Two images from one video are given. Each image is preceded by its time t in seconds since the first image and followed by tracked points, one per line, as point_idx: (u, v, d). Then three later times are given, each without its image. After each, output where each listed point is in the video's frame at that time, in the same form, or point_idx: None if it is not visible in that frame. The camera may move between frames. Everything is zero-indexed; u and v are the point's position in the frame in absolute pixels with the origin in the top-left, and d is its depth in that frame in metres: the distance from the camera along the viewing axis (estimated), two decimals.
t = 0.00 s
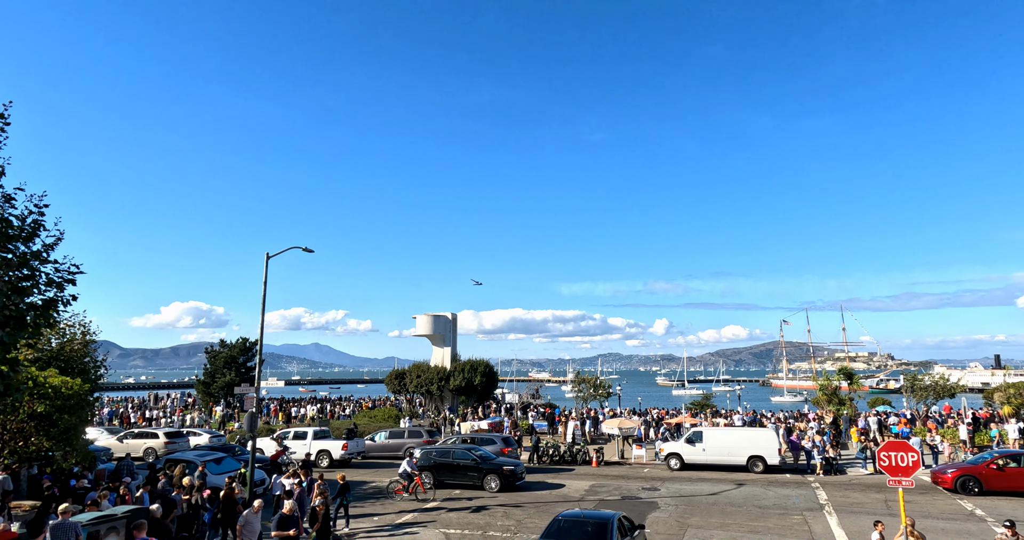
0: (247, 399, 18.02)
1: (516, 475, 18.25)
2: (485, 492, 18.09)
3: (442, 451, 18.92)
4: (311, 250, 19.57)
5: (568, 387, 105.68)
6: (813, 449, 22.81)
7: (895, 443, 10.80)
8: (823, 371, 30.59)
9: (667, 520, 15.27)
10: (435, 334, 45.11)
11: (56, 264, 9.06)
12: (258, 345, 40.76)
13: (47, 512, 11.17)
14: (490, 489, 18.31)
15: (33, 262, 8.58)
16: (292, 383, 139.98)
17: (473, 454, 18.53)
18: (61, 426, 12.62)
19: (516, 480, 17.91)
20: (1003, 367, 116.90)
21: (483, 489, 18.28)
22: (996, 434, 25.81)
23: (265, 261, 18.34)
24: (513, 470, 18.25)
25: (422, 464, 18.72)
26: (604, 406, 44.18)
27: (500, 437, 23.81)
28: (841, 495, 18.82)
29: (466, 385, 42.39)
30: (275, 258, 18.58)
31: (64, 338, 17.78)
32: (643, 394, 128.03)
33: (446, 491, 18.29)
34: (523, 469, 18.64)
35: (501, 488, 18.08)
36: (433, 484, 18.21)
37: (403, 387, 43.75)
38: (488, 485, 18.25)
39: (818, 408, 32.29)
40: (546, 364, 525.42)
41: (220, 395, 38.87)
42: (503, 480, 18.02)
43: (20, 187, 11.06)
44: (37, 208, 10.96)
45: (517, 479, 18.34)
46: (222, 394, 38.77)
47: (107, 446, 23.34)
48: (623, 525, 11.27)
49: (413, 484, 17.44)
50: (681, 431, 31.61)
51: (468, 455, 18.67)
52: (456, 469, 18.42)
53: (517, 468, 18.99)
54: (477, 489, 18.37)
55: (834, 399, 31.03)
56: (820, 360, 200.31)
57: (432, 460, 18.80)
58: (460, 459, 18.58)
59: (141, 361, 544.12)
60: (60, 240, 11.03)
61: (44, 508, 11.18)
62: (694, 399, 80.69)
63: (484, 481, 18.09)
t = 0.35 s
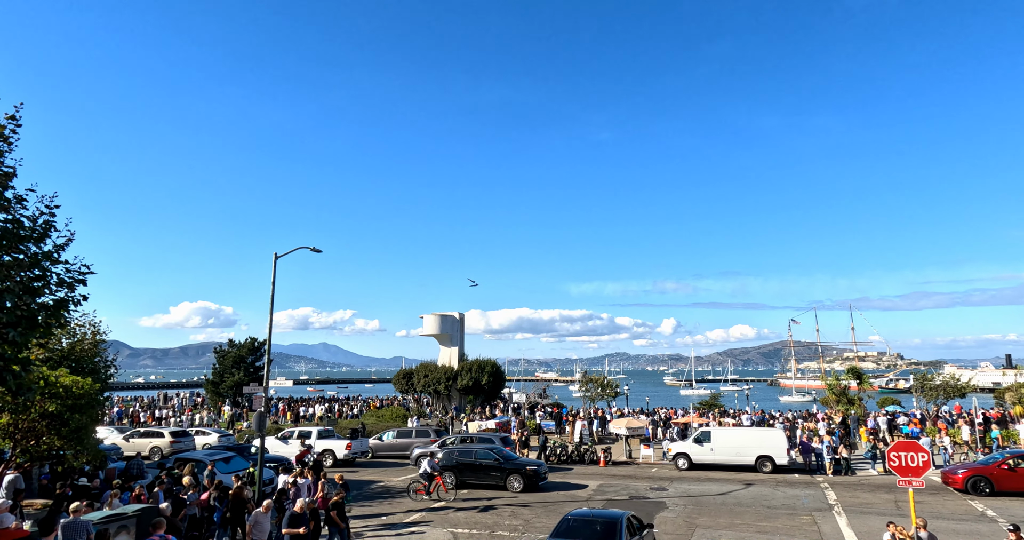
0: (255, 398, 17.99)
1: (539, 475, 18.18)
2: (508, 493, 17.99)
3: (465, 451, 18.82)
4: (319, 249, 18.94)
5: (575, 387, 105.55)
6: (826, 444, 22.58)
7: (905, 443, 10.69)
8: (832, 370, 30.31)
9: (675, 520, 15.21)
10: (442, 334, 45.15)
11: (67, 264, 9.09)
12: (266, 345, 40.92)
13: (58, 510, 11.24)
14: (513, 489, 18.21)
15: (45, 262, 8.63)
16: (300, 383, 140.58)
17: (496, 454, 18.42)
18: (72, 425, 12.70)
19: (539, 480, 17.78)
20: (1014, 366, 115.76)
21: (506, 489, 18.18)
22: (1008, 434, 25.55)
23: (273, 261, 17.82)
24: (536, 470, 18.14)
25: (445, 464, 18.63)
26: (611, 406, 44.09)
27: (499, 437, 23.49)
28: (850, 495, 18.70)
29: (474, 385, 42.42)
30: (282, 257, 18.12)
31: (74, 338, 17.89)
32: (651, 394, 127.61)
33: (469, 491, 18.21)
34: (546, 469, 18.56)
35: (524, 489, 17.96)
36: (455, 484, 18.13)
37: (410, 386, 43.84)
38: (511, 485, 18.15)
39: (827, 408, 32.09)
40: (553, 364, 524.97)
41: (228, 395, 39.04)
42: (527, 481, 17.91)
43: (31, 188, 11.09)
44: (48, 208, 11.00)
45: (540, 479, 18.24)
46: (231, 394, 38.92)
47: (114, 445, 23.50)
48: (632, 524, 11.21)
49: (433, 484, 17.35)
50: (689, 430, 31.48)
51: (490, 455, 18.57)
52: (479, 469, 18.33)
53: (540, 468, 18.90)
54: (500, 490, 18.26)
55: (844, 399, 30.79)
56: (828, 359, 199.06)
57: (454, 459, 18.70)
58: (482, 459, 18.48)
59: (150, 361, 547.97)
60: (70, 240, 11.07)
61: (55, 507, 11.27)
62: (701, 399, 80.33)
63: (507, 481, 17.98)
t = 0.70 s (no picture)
0: (265, 398, 18.02)
1: (565, 475, 18.01)
2: (534, 493, 17.85)
3: (489, 451, 18.71)
4: (327, 250, 19.23)
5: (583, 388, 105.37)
6: (833, 447, 22.39)
7: (915, 442, 10.59)
8: (841, 370, 30.03)
9: (684, 520, 15.13)
10: (450, 333, 45.17)
11: (78, 264, 9.13)
12: (275, 344, 41.07)
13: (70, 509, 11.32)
14: (538, 489, 18.07)
15: (56, 262, 8.67)
16: (308, 383, 141.24)
17: (520, 454, 18.31)
18: (84, 424, 12.78)
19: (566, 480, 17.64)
20: None
21: (532, 489, 18.04)
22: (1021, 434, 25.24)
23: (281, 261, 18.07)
24: (562, 470, 18.02)
25: (469, 464, 18.55)
26: (619, 405, 43.97)
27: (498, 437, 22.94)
28: (860, 495, 18.56)
29: (482, 384, 42.41)
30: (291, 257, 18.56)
31: (85, 337, 18.01)
32: (659, 394, 127.15)
33: (495, 492, 18.09)
34: (572, 470, 18.42)
35: (550, 489, 17.82)
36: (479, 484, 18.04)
37: (418, 386, 43.88)
38: (536, 485, 18.02)
39: (836, 408, 31.83)
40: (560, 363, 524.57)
41: (237, 395, 39.22)
42: (552, 481, 17.76)
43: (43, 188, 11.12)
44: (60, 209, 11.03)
45: (566, 479, 18.11)
46: (241, 393, 39.12)
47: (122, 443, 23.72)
48: (642, 523, 11.17)
49: (455, 484, 17.27)
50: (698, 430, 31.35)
51: (515, 455, 18.46)
52: (503, 470, 18.23)
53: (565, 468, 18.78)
54: (525, 490, 18.14)
55: (853, 398, 30.52)
56: (837, 359, 197.69)
57: (478, 460, 18.61)
58: (507, 459, 18.37)
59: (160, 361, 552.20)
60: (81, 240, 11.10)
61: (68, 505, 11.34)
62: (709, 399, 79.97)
63: (533, 481, 17.86)
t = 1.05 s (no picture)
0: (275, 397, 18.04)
1: (594, 475, 17.76)
2: (562, 493, 17.63)
3: (516, 451, 18.53)
4: (335, 250, 19.38)
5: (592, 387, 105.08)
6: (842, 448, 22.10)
7: (928, 442, 10.43)
8: (853, 370, 29.67)
9: (694, 520, 15.05)
10: (459, 333, 45.21)
11: (92, 265, 9.18)
12: (285, 344, 41.28)
13: (84, 508, 11.42)
14: (567, 490, 17.82)
15: (70, 263, 8.73)
16: (319, 382, 141.87)
17: (549, 455, 18.11)
18: (97, 423, 12.88)
19: (595, 481, 17.39)
20: None
21: (560, 490, 17.79)
22: None
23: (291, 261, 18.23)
24: (591, 470, 17.78)
25: (496, 464, 18.37)
26: (629, 405, 43.82)
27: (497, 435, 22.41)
28: (873, 495, 18.38)
29: (491, 384, 42.40)
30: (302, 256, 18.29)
31: (98, 337, 18.18)
32: (669, 394, 126.57)
33: (522, 492, 17.90)
34: (600, 471, 18.17)
35: (579, 489, 17.56)
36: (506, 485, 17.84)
37: (427, 385, 43.95)
38: (565, 486, 17.79)
39: (848, 407, 31.52)
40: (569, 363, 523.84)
41: (248, 394, 39.46)
42: (581, 481, 17.51)
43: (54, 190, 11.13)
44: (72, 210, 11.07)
45: (595, 479, 17.89)
46: (251, 393, 39.32)
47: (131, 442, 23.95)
48: (653, 521, 11.12)
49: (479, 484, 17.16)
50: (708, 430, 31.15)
51: (543, 455, 18.25)
52: (531, 470, 18.02)
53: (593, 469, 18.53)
54: (553, 490, 17.93)
55: (865, 398, 30.19)
56: (849, 358, 196.04)
57: (505, 460, 18.41)
58: (535, 459, 18.17)
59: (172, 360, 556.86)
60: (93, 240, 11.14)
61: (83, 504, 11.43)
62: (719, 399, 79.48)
63: (562, 481, 17.66)
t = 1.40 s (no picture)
0: (286, 396, 18.08)
1: (626, 476, 17.45)
2: (594, 494, 17.36)
3: (547, 451, 18.36)
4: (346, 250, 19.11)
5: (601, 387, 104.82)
6: (853, 447, 21.87)
7: (943, 442, 10.30)
8: (865, 370, 29.36)
9: (705, 520, 14.95)
10: (468, 332, 45.23)
11: (105, 265, 9.24)
12: (295, 343, 41.47)
13: (98, 506, 11.51)
14: (599, 491, 17.49)
15: (83, 263, 8.79)
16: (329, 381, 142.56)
17: (579, 455, 17.88)
18: (110, 422, 13.01)
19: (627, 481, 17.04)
20: None
21: (592, 490, 17.53)
22: None
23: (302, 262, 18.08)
24: (623, 470, 17.46)
25: (527, 464, 18.25)
26: (639, 404, 43.64)
27: (499, 433, 22.44)
28: (886, 496, 18.20)
29: (500, 383, 42.38)
30: (311, 256, 18.39)
31: (111, 337, 18.32)
32: (678, 393, 126.06)
33: (553, 493, 17.67)
34: (633, 471, 17.83)
35: (611, 490, 17.25)
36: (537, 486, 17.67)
37: (437, 384, 44.02)
38: (596, 486, 17.50)
39: (860, 407, 31.20)
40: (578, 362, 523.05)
41: (259, 393, 39.69)
42: (613, 482, 17.18)
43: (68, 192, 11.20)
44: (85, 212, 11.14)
45: (628, 480, 17.58)
46: (262, 392, 39.57)
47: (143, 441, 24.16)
48: (665, 520, 11.08)
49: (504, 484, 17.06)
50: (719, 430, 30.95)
51: (573, 455, 18.01)
52: (561, 470, 17.81)
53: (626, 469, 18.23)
54: (585, 491, 17.67)
55: (877, 398, 29.84)
56: (861, 358, 194.35)
57: (536, 460, 18.26)
58: (565, 459, 17.97)
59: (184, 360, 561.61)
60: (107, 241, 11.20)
61: (97, 502, 11.56)
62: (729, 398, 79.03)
63: (593, 482, 17.38)
